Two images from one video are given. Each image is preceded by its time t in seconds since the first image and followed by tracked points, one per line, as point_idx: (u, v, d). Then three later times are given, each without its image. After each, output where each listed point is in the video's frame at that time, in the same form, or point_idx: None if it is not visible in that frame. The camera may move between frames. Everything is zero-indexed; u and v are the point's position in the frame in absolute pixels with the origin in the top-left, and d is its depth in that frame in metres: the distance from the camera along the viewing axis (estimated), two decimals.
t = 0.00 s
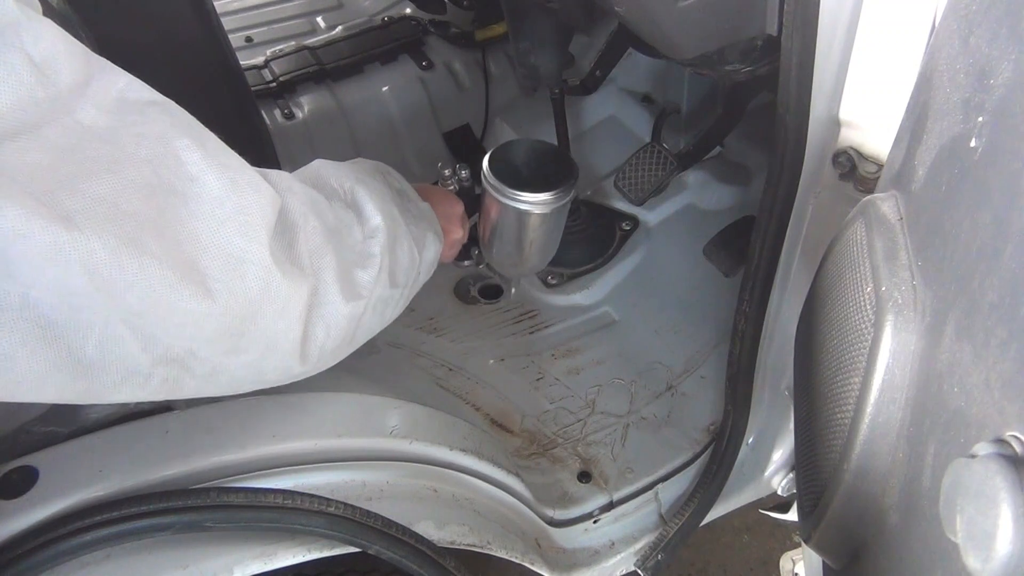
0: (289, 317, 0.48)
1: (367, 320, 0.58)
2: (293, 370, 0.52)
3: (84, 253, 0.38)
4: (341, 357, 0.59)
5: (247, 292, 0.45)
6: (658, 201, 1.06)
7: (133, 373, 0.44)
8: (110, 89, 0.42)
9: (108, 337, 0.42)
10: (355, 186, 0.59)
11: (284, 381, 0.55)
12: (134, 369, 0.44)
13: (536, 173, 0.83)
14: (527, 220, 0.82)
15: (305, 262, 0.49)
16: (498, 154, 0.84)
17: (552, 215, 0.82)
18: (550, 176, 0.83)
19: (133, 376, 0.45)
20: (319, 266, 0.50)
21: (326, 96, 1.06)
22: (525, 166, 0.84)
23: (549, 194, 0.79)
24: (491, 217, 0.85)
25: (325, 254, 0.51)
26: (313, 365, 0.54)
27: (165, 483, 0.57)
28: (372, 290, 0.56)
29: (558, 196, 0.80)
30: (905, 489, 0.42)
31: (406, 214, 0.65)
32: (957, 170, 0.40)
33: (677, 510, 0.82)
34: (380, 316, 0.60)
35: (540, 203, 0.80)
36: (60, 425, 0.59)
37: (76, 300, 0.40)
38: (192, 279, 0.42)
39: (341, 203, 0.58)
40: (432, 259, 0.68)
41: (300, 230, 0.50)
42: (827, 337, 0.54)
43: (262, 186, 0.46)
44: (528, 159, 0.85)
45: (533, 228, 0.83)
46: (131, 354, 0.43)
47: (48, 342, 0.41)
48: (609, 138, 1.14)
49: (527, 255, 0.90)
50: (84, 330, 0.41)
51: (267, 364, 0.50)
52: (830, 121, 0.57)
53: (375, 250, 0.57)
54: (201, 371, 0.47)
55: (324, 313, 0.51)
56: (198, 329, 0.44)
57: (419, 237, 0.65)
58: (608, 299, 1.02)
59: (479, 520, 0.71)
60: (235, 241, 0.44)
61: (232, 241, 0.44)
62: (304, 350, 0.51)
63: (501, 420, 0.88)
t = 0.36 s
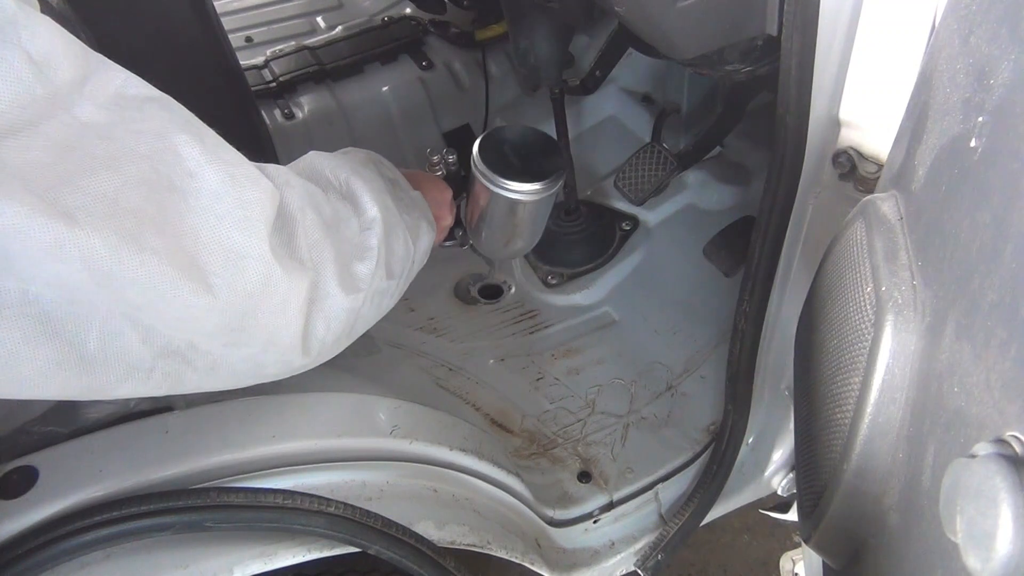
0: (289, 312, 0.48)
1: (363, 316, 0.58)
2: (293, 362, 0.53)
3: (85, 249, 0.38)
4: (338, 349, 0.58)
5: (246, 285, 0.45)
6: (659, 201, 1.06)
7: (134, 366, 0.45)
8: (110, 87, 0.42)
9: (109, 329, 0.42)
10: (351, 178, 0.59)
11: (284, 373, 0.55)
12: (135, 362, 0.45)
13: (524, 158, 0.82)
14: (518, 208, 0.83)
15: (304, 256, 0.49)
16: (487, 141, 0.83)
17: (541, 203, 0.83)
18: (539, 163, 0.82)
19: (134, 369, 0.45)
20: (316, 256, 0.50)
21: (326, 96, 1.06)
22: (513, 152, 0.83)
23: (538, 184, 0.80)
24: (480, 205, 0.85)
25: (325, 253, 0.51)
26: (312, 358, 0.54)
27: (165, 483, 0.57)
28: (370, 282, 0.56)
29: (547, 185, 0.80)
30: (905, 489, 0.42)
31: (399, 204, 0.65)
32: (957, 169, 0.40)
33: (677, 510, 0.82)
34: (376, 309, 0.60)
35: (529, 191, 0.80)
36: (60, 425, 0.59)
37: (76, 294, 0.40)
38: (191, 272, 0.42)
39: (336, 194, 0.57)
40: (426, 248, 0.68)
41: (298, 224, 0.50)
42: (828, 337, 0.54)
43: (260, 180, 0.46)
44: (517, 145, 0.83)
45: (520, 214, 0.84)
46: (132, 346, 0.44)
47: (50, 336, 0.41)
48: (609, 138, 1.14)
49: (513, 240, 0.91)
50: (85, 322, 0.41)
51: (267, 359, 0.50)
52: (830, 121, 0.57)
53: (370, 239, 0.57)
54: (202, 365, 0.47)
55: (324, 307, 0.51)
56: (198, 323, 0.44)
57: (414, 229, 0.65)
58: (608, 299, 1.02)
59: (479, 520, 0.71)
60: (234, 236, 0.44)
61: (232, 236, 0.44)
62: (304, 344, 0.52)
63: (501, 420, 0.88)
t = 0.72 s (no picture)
0: (290, 314, 0.48)
1: (364, 322, 0.58)
2: (293, 368, 0.52)
3: (82, 253, 0.38)
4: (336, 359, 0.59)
5: (247, 292, 0.45)
6: (659, 201, 1.06)
7: (134, 373, 0.45)
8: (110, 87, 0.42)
9: (107, 337, 0.42)
10: (354, 187, 0.59)
11: (284, 381, 0.55)
12: (133, 369, 0.44)
13: (530, 174, 0.84)
14: (521, 220, 0.82)
15: (304, 261, 0.49)
16: (490, 155, 0.83)
17: (546, 214, 0.82)
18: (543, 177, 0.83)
19: (133, 376, 0.45)
20: (317, 261, 0.50)
21: (326, 96, 1.06)
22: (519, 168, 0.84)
23: (543, 193, 0.80)
24: (485, 216, 0.84)
25: (324, 258, 0.51)
26: (313, 365, 0.54)
27: (164, 483, 0.57)
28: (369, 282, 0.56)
29: (552, 194, 0.80)
30: (906, 488, 0.42)
31: (401, 213, 0.65)
32: (957, 169, 0.40)
33: (677, 510, 0.82)
34: (378, 317, 0.60)
35: (534, 202, 0.80)
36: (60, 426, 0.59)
37: (76, 300, 0.40)
38: (190, 278, 0.42)
39: (338, 203, 0.58)
40: (428, 260, 0.68)
41: (299, 229, 0.50)
42: (827, 336, 0.54)
43: (259, 185, 0.46)
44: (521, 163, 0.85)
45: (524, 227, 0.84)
46: (131, 353, 0.44)
47: (48, 343, 0.41)
48: (608, 138, 1.14)
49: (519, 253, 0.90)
50: (84, 329, 0.41)
51: (267, 366, 0.50)
52: (830, 121, 0.57)
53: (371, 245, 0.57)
54: (202, 372, 0.47)
55: (325, 313, 0.52)
56: (198, 328, 0.44)
57: (416, 237, 0.65)
58: (608, 299, 1.02)
59: (479, 520, 0.71)
60: (234, 242, 0.44)
61: (231, 240, 0.44)
62: (304, 348, 0.52)
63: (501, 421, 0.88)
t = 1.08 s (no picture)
0: (292, 319, 0.48)
1: (372, 329, 0.58)
2: (296, 378, 0.52)
3: (79, 259, 0.38)
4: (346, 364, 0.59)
5: (247, 300, 0.45)
6: (659, 201, 1.06)
7: (132, 385, 0.45)
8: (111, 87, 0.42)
9: (105, 347, 0.42)
10: (363, 194, 0.59)
11: (287, 389, 0.54)
12: (130, 378, 0.44)
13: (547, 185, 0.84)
14: (538, 228, 0.81)
15: (308, 266, 0.49)
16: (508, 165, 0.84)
17: (564, 222, 0.81)
18: (560, 187, 0.83)
19: (130, 387, 0.45)
20: (324, 269, 0.51)
21: (326, 96, 1.06)
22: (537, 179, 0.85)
23: (560, 202, 0.78)
24: (505, 227, 0.84)
25: (328, 263, 0.51)
26: (320, 371, 0.54)
27: (161, 484, 0.57)
28: (381, 283, 0.55)
29: (571, 202, 0.79)
30: (906, 488, 0.42)
31: (413, 221, 0.65)
32: (957, 169, 0.40)
33: (677, 510, 0.82)
34: (386, 325, 0.60)
35: (552, 210, 0.79)
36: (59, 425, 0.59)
37: (72, 307, 0.40)
38: (189, 287, 0.42)
39: (347, 210, 0.58)
40: (442, 268, 0.67)
41: (304, 236, 0.50)
42: (828, 337, 0.54)
43: (261, 190, 0.46)
44: (539, 173, 0.85)
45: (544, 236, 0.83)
46: (129, 366, 0.44)
47: (45, 349, 0.41)
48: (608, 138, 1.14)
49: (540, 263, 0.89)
50: (81, 337, 0.41)
51: (268, 371, 0.50)
52: (830, 120, 0.57)
53: (380, 251, 0.56)
54: (201, 381, 0.47)
55: (328, 320, 0.51)
56: (196, 338, 0.44)
57: (427, 245, 0.65)
58: (608, 299, 1.02)
59: (479, 520, 0.71)
60: (234, 248, 0.44)
61: (230, 245, 0.44)
62: (308, 354, 0.51)
63: (501, 421, 0.88)
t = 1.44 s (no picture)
0: (291, 319, 0.48)
1: (368, 327, 0.58)
2: (293, 376, 0.53)
3: (79, 259, 0.38)
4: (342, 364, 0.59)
5: (245, 301, 0.45)
6: (659, 200, 1.06)
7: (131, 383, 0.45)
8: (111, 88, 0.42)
9: (104, 346, 0.42)
10: (357, 195, 0.59)
11: (281, 389, 0.54)
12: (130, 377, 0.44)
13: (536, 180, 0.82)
14: (526, 230, 0.82)
15: (306, 268, 0.49)
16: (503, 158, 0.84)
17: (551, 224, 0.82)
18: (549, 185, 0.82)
19: (130, 385, 0.45)
20: (320, 270, 0.50)
21: (326, 96, 1.06)
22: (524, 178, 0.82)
23: (549, 206, 0.79)
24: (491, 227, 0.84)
25: (326, 263, 0.51)
26: (316, 370, 0.55)
27: (161, 484, 0.57)
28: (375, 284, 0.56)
29: (547, 212, 0.79)
30: (905, 488, 0.42)
31: (406, 221, 0.65)
32: (957, 169, 0.40)
33: (677, 510, 0.82)
34: (380, 323, 0.60)
35: (540, 213, 0.80)
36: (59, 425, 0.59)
37: (72, 308, 0.40)
38: (189, 287, 0.42)
39: (342, 209, 0.57)
40: (432, 267, 0.68)
41: (302, 237, 0.50)
42: (827, 337, 0.54)
43: (261, 193, 0.46)
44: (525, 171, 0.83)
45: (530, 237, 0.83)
46: (129, 364, 0.44)
47: (43, 350, 0.41)
48: (608, 139, 1.14)
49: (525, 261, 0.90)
50: (81, 337, 0.41)
51: (267, 371, 0.50)
52: (830, 121, 0.57)
53: (375, 252, 0.57)
54: (199, 380, 0.47)
55: (325, 321, 0.52)
56: (196, 337, 0.44)
57: (420, 246, 0.65)
58: (608, 299, 1.02)
59: (479, 520, 0.71)
60: (234, 250, 0.44)
61: (230, 246, 0.44)
62: (307, 353, 0.51)
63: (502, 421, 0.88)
